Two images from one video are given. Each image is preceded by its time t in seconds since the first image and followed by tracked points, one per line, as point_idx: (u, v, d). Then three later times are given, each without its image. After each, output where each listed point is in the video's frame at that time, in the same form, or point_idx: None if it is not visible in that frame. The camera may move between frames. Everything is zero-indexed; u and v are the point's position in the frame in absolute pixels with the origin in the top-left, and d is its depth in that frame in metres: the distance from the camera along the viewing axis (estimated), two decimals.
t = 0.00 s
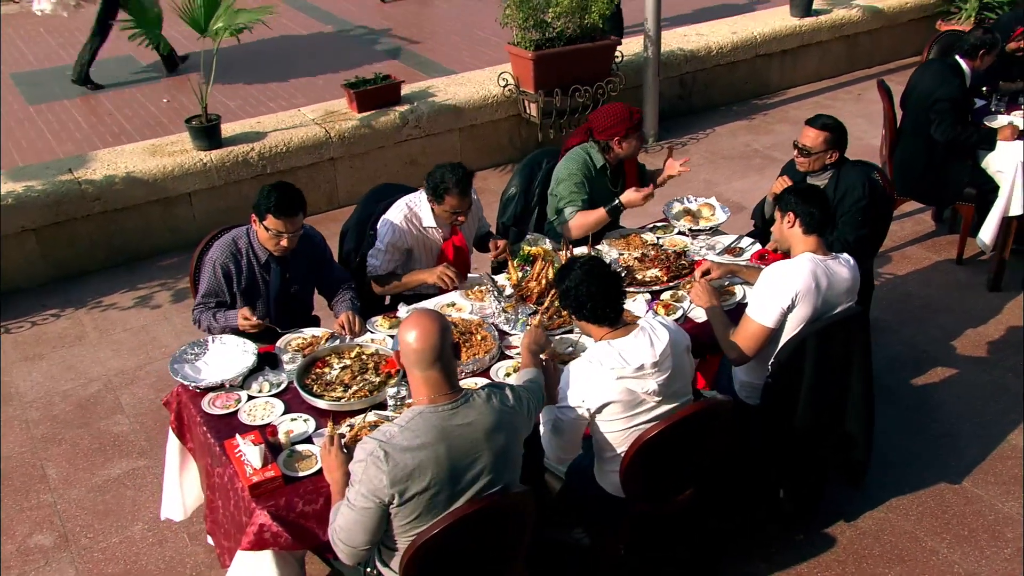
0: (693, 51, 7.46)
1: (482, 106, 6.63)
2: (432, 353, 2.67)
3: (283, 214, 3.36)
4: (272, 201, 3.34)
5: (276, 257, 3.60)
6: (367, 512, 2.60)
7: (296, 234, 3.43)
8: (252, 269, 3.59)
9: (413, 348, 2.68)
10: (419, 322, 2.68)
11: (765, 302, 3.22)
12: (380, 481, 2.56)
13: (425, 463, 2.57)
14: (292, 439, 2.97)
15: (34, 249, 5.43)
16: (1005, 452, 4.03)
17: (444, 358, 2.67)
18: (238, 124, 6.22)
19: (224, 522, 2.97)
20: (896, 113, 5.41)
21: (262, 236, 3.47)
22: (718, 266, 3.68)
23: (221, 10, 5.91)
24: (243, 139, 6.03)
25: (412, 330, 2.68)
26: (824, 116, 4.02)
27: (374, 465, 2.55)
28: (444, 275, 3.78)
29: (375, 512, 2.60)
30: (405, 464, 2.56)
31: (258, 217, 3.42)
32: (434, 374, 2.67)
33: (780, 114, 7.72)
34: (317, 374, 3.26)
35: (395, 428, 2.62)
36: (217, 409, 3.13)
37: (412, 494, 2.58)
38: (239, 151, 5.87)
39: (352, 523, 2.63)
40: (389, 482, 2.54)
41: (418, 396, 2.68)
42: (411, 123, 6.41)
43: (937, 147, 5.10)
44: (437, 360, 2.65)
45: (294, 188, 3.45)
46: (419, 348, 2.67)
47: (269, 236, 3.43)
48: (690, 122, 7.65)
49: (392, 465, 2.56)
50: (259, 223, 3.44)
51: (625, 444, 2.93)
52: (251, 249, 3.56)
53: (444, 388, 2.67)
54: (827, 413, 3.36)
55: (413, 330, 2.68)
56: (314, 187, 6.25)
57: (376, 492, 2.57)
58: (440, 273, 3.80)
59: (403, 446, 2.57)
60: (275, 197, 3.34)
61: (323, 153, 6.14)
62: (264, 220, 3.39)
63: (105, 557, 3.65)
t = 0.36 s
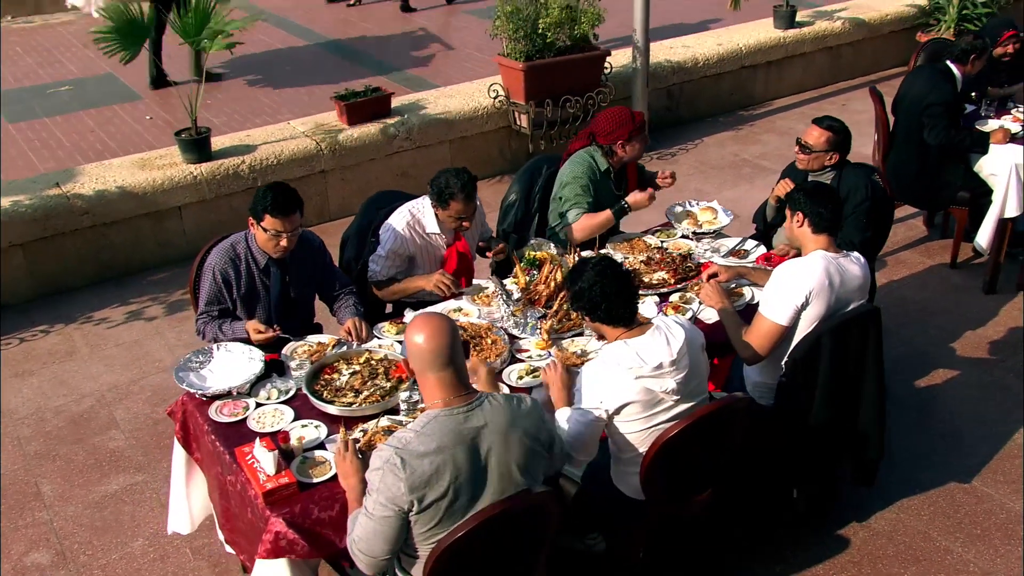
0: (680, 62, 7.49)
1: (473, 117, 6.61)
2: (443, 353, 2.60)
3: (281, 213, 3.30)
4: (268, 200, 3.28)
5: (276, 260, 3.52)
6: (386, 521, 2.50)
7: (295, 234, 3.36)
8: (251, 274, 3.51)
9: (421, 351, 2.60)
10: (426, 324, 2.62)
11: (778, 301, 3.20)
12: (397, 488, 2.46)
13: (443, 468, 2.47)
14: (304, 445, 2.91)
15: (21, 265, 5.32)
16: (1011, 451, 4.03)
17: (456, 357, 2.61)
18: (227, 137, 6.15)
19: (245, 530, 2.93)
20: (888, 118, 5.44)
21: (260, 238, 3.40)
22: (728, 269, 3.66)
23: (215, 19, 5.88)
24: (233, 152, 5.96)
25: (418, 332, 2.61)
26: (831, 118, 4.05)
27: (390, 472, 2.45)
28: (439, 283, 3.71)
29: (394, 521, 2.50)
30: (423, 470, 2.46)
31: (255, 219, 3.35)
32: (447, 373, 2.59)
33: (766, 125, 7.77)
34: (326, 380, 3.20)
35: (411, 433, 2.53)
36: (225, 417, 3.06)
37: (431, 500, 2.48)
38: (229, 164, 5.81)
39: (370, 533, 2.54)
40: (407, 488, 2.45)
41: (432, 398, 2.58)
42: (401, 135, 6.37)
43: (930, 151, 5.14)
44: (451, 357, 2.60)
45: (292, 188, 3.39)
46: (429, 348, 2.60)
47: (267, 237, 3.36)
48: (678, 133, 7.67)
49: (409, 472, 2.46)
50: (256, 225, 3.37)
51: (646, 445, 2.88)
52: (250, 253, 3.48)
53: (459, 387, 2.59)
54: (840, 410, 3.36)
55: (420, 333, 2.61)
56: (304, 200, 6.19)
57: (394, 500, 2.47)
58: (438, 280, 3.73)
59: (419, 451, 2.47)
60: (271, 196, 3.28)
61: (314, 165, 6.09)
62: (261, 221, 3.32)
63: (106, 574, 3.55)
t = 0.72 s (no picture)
0: (668, 72, 7.52)
1: (465, 128, 6.60)
2: (450, 350, 2.55)
3: (284, 211, 3.25)
4: (272, 199, 3.23)
5: (279, 261, 3.46)
6: (406, 524, 2.41)
7: (299, 232, 3.32)
8: (255, 275, 3.44)
9: (429, 350, 2.55)
10: (429, 324, 2.58)
11: (792, 297, 3.19)
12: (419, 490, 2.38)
13: (465, 468, 2.39)
14: (320, 449, 2.86)
15: (11, 278, 5.22)
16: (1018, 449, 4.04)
17: (464, 353, 2.57)
18: (219, 149, 6.09)
19: (256, 537, 2.86)
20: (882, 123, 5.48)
21: (264, 238, 3.34)
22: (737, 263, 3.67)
23: (209, 32, 5.88)
24: (225, 163, 5.90)
25: (421, 333, 2.56)
26: (834, 119, 4.07)
27: (411, 474, 2.37)
28: (450, 284, 3.66)
29: (415, 524, 2.41)
30: (444, 470, 2.38)
31: (259, 218, 3.30)
32: (458, 368, 2.54)
33: (755, 134, 7.81)
34: (338, 383, 3.14)
35: (429, 433, 2.44)
36: (236, 421, 2.99)
37: (454, 502, 2.40)
38: (222, 175, 5.75)
39: (390, 537, 2.44)
40: (429, 490, 2.37)
41: (449, 397, 2.51)
42: (394, 145, 6.34)
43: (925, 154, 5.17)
44: (458, 354, 2.55)
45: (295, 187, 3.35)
46: (435, 346, 2.54)
47: (271, 237, 3.30)
48: (668, 142, 7.70)
49: (430, 473, 2.38)
50: (260, 225, 3.31)
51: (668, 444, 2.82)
52: (253, 254, 3.42)
53: (470, 382, 2.53)
54: (854, 409, 3.33)
55: (425, 332, 2.56)
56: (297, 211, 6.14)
57: (416, 503, 2.39)
58: (445, 281, 3.68)
59: (439, 451, 2.39)
60: (274, 195, 3.23)
61: (307, 176, 6.04)
62: (265, 220, 3.27)
63: None
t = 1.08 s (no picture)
0: (643, 80, 7.58)
1: (444, 136, 6.59)
2: (446, 341, 2.50)
3: (281, 211, 3.24)
4: (267, 199, 3.22)
5: (273, 262, 3.44)
6: (415, 519, 2.36)
7: (295, 233, 3.31)
8: (250, 278, 3.42)
9: (423, 343, 2.49)
10: (421, 317, 2.52)
11: (789, 289, 3.20)
12: (425, 482, 2.33)
13: (470, 457, 2.35)
14: (322, 449, 2.81)
15: None
16: (1006, 440, 4.09)
17: (458, 343, 2.52)
18: (196, 159, 6.02)
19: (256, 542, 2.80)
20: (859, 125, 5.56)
21: (259, 239, 3.33)
22: (730, 255, 3.71)
23: (175, 41, 5.78)
24: (203, 173, 5.82)
25: (414, 328, 2.50)
26: (817, 118, 4.13)
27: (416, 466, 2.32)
28: (449, 283, 3.67)
29: (423, 518, 2.36)
30: (449, 460, 2.33)
31: (253, 219, 3.29)
32: (454, 358, 2.49)
33: (730, 141, 7.88)
34: (336, 384, 3.10)
35: (431, 425, 2.40)
36: (234, 424, 2.94)
37: (461, 492, 2.35)
38: (201, 185, 5.68)
39: (399, 533, 2.38)
40: (435, 482, 2.32)
41: (447, 388, 2.46)
42: (374, 153, 6.31)
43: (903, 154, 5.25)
44: (454, 345, 2.50)
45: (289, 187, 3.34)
46: (430, 339, 2.48)
47: (267, 237, 3.29)
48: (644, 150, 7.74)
49: (436, 463, 2.33)
50: (255, 226, 3.30)
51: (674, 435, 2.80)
52: (247, 256, 3.40)
53: (468, 372, 2.48)
54: (852, 401, 3.36)
55: (418, 326, 2.50)
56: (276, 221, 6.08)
57: (422, 496, 2.34)
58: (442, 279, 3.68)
59: (443, 440, 2.34)
60: (270, 195, 3.22)
61: (286, 185, 5.99)
62: (260, 221, 3.26)
63: None
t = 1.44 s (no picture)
0: (620, 93, 7.65)
1: (424, 149, 6.59)
2: (454, 338, 2.46)
3: (281, 218, 3.20)
4: (267, 205, 3.19)
5: (269, 270, 3.39)
6: (428, 515, 2.32)
7: (294, 241, 3.27)
8: (245, 285, 3.37)
9: (431, 340, 2.43)
10: (428, 314, 2.47)
11: (785, 286, 3.24)
12: (439, 479, 2.28)
13: (484, 453, 2.31)
14: (327, 450, 2.78)
15: None
16: (994, 436, 4.15)
17: (466, 339, 2.48)
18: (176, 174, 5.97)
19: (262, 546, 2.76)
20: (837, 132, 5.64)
21: (256, 247, 3.28)
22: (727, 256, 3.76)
23: (158, 52, 5.73)
24: (184, 187, 5.77)
25: (422, 325, 2.45)
26: (801, 121, 4.19)
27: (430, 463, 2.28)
28: (450, 287, 3.66)
29: (437, 515, 2.32)
30: (463, 457, 2.29)
31: (253, 226, 3.24)
32: (463, 355, 2.44)
33: (706, 152, 7.97)
34: (337, 386, 3.08)
35: (443, 421, 2.35)
36: (235, 428, 2.90)
37: (475, 489, 2.31)
38: (182, 198, 5.62)
39: (411, 532, 2.34)
40: (450, 478, 2.28)
41: (457, 384, 2.42)
42: (355, 166, 6.30)
43: (881, 158, 5.34)
44: (462, 341, 2.45)
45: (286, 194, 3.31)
46: (439, 335, 2.44)
47: (265, 244, 3.25)
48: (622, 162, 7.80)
49: (450, 460, 2.29)
50: (253, 232, 3.25)
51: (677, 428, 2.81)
52: (243, 262, 3.34)
53: (478, 367, 2.44)
54: (849, 396, 3.40)
55: (426, 323, 2.45)
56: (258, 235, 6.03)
57: (436, 493, 2.30)
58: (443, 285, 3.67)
59: (457, 436, 2.30)
60: (270, 202, 3.19)
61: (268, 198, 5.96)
62: (259, 227, 3.21)
63: None
